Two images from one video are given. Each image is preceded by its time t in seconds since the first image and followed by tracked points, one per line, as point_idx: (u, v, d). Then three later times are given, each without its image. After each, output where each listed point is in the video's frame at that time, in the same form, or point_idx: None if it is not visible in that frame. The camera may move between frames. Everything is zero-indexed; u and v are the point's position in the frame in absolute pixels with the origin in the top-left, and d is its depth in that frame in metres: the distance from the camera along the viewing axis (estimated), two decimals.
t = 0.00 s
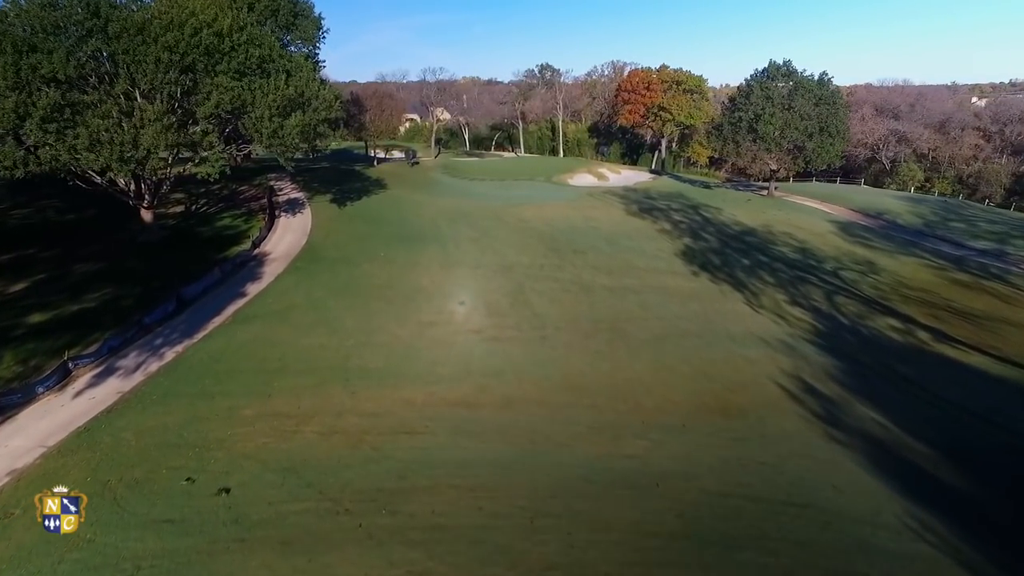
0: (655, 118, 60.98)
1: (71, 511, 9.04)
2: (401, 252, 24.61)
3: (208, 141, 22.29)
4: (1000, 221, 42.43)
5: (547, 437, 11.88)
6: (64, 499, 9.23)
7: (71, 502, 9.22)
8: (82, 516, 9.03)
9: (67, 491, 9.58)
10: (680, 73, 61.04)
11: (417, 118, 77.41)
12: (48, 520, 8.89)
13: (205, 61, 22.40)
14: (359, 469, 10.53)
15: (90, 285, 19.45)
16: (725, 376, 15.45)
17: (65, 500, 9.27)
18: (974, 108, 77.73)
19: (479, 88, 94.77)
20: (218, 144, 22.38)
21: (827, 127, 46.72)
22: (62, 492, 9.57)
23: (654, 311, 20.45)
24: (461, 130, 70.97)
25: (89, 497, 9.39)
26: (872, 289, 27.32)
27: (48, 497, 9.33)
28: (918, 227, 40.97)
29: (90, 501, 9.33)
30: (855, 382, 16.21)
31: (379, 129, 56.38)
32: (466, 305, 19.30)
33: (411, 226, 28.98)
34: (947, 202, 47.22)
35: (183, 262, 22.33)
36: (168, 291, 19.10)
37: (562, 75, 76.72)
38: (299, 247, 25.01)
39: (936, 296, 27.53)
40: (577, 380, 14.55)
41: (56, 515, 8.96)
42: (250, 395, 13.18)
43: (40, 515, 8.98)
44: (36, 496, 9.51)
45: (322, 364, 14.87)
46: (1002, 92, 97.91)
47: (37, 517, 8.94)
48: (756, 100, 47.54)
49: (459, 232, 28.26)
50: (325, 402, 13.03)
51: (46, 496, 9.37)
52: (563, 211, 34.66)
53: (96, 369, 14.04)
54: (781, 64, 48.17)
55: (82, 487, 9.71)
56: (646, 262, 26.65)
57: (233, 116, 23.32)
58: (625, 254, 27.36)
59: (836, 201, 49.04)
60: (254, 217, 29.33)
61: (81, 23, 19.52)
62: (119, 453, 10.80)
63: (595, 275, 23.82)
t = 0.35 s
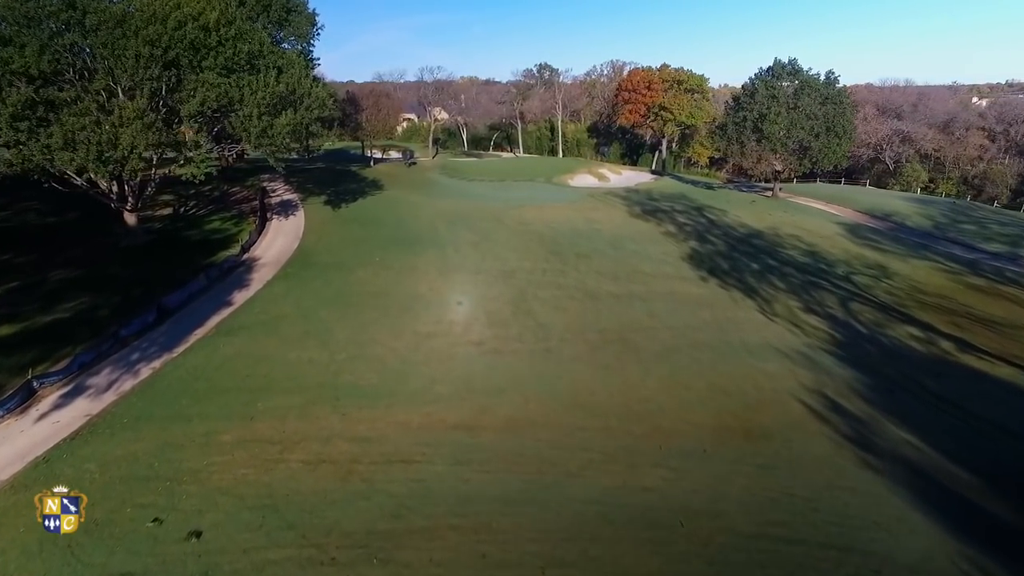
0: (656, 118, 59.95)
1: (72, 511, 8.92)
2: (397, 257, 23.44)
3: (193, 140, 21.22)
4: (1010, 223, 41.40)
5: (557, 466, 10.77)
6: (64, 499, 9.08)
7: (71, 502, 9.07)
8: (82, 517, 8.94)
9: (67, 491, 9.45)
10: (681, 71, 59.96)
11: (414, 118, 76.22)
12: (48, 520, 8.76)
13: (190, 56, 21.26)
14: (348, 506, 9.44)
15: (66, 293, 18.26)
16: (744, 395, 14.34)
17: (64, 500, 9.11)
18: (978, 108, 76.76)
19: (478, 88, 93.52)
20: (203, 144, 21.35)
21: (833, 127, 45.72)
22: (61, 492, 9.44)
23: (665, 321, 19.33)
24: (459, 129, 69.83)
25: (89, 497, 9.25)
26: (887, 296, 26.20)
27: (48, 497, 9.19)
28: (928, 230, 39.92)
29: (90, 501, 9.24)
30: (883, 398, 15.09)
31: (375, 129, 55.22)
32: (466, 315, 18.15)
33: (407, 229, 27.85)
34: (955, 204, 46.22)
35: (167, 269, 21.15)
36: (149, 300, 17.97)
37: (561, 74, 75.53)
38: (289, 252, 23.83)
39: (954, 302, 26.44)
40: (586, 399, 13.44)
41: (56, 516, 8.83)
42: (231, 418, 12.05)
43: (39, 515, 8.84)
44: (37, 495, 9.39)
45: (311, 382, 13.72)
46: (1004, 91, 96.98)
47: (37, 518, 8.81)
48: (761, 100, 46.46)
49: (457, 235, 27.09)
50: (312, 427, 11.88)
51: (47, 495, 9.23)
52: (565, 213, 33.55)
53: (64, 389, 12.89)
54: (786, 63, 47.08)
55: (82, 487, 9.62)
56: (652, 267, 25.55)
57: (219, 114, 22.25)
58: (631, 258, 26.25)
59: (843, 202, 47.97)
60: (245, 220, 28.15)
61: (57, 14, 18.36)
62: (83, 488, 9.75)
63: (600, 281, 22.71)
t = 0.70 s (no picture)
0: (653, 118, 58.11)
1: (72, 511, 8.97)
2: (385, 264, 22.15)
3: (169, 139, 20.34)
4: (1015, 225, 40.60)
5: (564, 504, 9.63)
6: (64, 499, 9.15)
7: (71, 502, 9.14)
8: (82, 516, 8.96)
9: (68, 491, 9.44)
10: (677, 70, 58.78)
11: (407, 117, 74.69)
12: (49, 520, 8.81)
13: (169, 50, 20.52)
14: (327, 555, 8.35)
15: (30, 304, 16.95)
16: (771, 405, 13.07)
17: (65, 500, 9.17)
18: (977, 107, 75.94)
19: (472, 87, 91.54)
20: (180, 144, 20.60)
21: (836, 128, 45.10)
22: (62, 492, 9.43)
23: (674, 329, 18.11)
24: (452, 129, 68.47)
25: (88, 497, 9.27)
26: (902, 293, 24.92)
27: (49, 497, 9.21)
28: (932, 232, 39.01)
29: (91, 501, 9.23)
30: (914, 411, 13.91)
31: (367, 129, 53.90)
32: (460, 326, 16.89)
33: (399, 233, 26.65)
34: (958, 206, 45.41)
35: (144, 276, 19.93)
36: (121, 311, 16.71)
37: (555, 73, 74.09)
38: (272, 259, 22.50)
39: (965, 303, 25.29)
40: (594, 422, 12.28)
41: (57, 516, 8.88)
42: (200, 447, 10.82)
43: (40, 515, 8.89)
44: (35, 496, 9.39)
45: (293, 401, 12.44)
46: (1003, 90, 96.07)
47: (38, 518, 8.88)
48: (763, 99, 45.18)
49: (449, 239, 25.69)
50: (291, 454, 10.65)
51: (45, 495, 9.26)
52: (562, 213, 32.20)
53: (17, 414, 11.64)
54: (786, 61, 46.31)
55: (82, 487, 9.57)
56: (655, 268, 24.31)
57: (197, 112, 21.48)
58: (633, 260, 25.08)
59: (844, 203, 47.21)
60: (229, 224, 26.82)
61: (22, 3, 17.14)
62: (34, 534, 8.66)
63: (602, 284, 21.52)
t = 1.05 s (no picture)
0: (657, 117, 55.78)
1: (71, 511, 8.80)
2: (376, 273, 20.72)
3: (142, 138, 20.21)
4: None
5: (576, 549, 8.25)
6: (66, 498, 9.02)
7: (72, 501, 8.99)
8: (82, 516, 8.78)
9: (68, 490, 9.28)
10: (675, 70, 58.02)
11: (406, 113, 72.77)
12: (49, 519, 8.70)
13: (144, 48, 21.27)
14: None
15: None
16: (807, 421, 11.58)
17: (65, 500, 9.02)
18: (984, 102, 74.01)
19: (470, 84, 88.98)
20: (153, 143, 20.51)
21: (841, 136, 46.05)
22: (62, 492, 9.28)
23: (691, 326, 16.47)
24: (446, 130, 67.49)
25: (89, 495, 9.12)
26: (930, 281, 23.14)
27: (49, 497, 9.09)
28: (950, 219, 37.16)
29: (91, 501, 9.05)
30: (970, 424, 12.32)
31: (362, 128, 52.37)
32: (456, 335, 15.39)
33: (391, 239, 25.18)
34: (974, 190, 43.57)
35: (121, 284, 18.58)
36: (90, 322, 15.39)
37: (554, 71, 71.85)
38: (257, 268, 21.10)
39: (998, 292, 23.46)
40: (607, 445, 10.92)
41: (56, 516, 8.74)
42: (163, 481, 9.58)
43: (40, 516, 8.78)
44: (37, 496, 9.30)
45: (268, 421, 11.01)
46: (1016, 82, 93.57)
47: (38, 518, 8.76)
48: (772, 95, 44.02)
49: (443, 250, 24.31)
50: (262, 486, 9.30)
51: (47, 494, 9.16)
52: (562, 211, 30.71)
53: None
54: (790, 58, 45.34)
55: (82, 486, 9.39)
56: (665, 268, 22.57)
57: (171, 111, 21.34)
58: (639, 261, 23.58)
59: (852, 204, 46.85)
60: (215, 224, 25.33)
61: None
62: (35, 535, 8.56)
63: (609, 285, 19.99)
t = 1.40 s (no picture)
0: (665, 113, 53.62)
1: (72, 511, 8.26)
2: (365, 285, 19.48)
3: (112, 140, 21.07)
4: None
5: None
6: (65, 498, 8.45)
7: (72, 501, 8.44)
8: (83, 516, 8.24)
9: (67, 491, 8.75)
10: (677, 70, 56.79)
11: (405, 112, 71.18)
12: (48, 519, 8.09)
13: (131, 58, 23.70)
14: None
15: None
16: (839, 453, 10.30)
17: (65, 500, 8.48)
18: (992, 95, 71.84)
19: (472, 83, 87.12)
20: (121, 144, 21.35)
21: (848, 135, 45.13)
22: (62, 492, 8.74)
23: (704, 342, 15.28)
24: (443, 130, 65.57)
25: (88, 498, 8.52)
26: (956, 284, 21.72)
27: (47, 497, 8.52)
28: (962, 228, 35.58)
29: (92, 500, 8.54)
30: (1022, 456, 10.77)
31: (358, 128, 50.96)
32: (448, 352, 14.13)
33: (381, 250, 23.91)
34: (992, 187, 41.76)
35: (91, 296, 17.34)
36: (51, 338, 14.26)
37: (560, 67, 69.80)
38: (240, 278, 19.88)
39: None
40: (617, 474, 9.59)
41: (56, 516, 8.17)
42: (103, 516, 8.30)
43: (39, 516, 8.19)
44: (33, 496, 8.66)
45: (230, 455, 9.72)
46: None
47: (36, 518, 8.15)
48: (780, 94, 43.16)
49: (437, 257, 23.06)
50: (221, 532, 8.08)
51: (44, 495, 8.53)
52: (563, 213, 29.45)
53: None
54: (796, 50, 43.72)
55: (82, 486, 8.87)
56: (672, 276, 21.34)
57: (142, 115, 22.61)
58: (644, 269, 22.37)
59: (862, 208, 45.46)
60: (194, 232, 24.00)
61: None
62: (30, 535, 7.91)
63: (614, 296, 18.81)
